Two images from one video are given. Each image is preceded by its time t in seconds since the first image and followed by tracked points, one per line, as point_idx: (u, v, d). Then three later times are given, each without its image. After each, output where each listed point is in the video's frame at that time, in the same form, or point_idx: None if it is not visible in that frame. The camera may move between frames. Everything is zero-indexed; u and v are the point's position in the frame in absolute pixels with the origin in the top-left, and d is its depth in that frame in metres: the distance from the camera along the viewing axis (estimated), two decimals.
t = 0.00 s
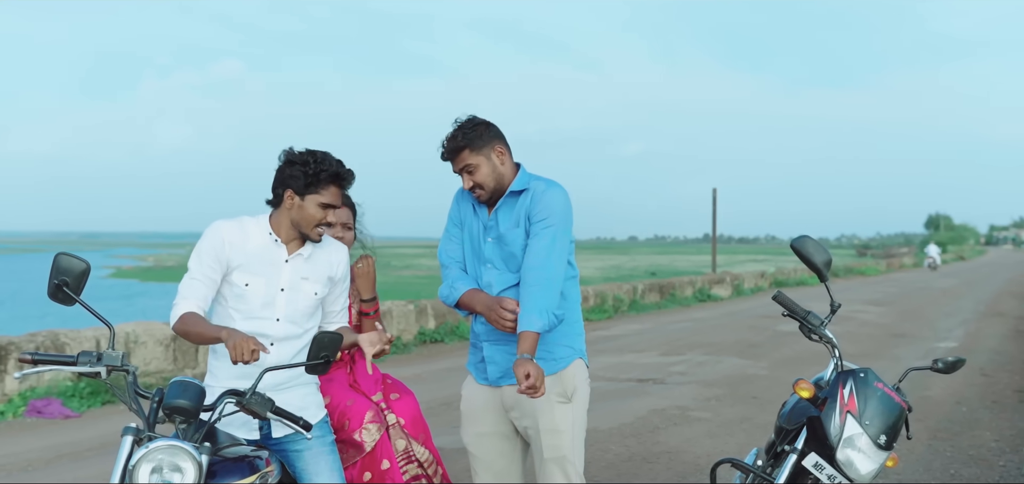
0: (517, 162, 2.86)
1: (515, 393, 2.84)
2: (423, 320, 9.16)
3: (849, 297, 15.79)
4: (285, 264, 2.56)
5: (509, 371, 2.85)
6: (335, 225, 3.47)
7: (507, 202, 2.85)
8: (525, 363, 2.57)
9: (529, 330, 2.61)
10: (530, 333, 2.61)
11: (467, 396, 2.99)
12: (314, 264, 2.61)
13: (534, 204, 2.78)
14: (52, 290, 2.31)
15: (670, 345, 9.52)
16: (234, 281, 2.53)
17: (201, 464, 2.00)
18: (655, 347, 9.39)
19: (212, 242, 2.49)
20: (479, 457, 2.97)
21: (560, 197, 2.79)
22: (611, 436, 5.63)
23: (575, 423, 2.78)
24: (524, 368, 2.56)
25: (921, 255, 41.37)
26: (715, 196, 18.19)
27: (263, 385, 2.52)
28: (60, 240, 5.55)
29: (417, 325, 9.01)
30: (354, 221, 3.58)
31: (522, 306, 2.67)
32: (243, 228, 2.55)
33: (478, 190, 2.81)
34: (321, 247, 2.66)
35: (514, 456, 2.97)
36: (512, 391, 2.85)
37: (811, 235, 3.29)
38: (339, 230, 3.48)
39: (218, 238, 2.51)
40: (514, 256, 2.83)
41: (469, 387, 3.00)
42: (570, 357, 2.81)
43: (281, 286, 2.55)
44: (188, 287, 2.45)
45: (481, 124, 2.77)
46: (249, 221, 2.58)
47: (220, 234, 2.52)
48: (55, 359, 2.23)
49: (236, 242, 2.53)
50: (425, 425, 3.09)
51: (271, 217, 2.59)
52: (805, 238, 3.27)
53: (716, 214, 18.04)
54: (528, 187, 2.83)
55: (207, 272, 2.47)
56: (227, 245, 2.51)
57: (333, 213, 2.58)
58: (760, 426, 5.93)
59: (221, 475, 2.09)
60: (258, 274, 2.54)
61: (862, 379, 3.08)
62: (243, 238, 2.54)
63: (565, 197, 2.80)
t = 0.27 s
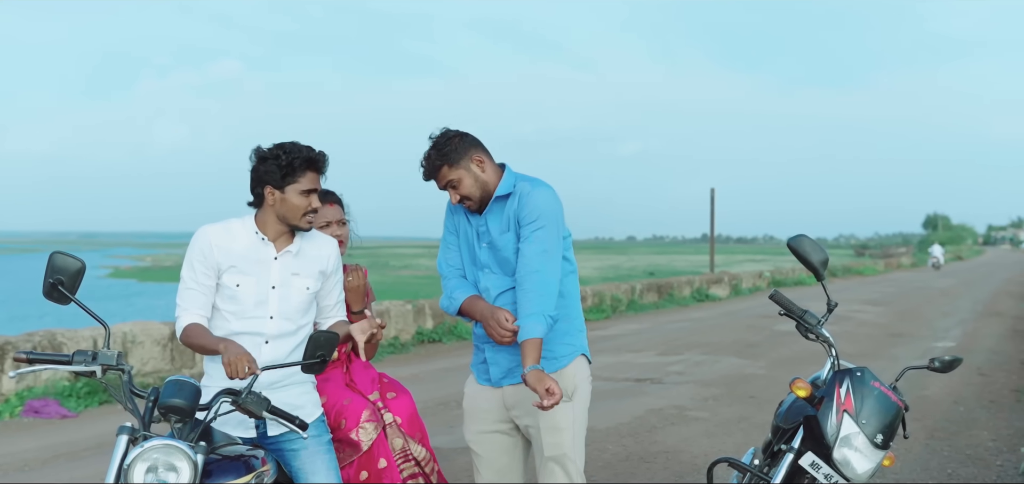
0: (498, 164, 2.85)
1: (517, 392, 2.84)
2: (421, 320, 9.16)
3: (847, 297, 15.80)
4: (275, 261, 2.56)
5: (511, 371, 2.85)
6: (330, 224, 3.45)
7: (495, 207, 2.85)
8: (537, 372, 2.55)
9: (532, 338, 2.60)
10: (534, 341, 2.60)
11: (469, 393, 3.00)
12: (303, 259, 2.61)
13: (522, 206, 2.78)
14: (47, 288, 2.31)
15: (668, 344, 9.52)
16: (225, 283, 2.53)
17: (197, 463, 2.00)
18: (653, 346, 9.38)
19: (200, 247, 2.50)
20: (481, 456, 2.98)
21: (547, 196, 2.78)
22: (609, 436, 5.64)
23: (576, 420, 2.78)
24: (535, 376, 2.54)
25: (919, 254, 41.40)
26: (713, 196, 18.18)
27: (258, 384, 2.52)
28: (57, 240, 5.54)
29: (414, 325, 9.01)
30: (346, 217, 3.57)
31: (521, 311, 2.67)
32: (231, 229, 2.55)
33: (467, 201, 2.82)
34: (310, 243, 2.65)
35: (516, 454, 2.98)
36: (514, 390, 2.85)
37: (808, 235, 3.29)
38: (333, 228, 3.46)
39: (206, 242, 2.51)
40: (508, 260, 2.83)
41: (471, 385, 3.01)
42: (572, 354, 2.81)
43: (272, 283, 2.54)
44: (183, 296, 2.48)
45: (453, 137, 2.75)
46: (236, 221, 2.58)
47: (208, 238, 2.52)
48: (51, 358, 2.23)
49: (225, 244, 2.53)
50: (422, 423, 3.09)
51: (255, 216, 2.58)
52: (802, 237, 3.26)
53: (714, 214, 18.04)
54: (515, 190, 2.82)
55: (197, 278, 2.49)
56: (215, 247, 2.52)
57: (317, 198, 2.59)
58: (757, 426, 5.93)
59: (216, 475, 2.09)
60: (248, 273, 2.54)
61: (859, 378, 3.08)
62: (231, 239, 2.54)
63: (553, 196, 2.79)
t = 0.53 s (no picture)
0: (490, 167, 2.85)
1: (518, 392, 2.83)
2: (419, 321, 9.16)
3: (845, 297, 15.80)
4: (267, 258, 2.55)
5: (511, 372, 2.84)
6: (324, 225, 3.45)
7: (489, 210, 2.84)
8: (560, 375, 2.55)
9: (548, 338, 2.62)
10: (550, 339, 2.62)
11: (469, 393, 3.00)
12: (295, 257, 2.60)
13: (516, 210, 2.76)
14: (41, 289, 2.31)
15: (666, 344, 9.52)
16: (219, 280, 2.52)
17: (191, 463, 1.99)
18: (651, 346, 9.38)
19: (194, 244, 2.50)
20: (481, 455, 2.98)
21: (541, 197, 2.77)
22: (607, 436, 5.63)
23: (576, 419, 2.78)
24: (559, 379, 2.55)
25: (918, 254, 41.40)
26: (712, 195, 18.17)
27: (252, 385, 2.52)
28: (55, 241, 5.54)
29: (412, 325, 9.01)
30: (341, 217, 3.57)
31: (532, 314, 2.67)
32: (224, 227, 2.56)
33: (460, 207, 2.83)
34: (303, 241, 2.64)
35: (515, 454, 2.98)
36: (515, 390, 2.84)
37: (804, 235, 3.29)
38: (328, 230, 3.46)
39: (200, 239, 2.52)
40: (504, 264, 2.83)
41: (471, 385, 3.01)
42: (571, 352, 2.80)
43: (264, 281, 2.54)
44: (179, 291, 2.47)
45: (441, 144, 2.76)
46: (229, 219, 2.58)
47: (202, 235, 2.52)
48: (45, 358, 2.23)
49: (218, 241, 2.53)
50: (419, 422, 3.10)
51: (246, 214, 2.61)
52: (799, 237, 3.26)
53: (713, 214, 18.05)
54: (507, 192, 2.81)
55: (193, 273, 2.48)
56: (209, 244, 2.52)
57: (288, 184, 2.54)
58: (755, 426, 5.93)
59: (211, 475, 2.09)
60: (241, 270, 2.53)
61: (856, 378, 3.08)
62: (224, 236, 2.54)
63: (547, 197, 2.79)
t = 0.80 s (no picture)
0: (493, 170, 2.87)
1: (513, 392, 2.82)
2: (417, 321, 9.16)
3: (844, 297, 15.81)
4: (261, 253, 2.55)
5: (505, 373, 2.83)
6: (320, 225, 3.44)
7: (490, 210, 2.83)
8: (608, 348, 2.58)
9: (580, 323, 2.64)
10: (585, 325, 2.64)
11: (464, 393, 3.00)
12: (290, 252, 2.59)
13: (522, 213, 2.76)
14: (36, 290, 2.30)
15: (664, 345, 9.52)
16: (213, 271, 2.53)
17: (187, 463, 1.99)
18: (649, 347, 9.38)
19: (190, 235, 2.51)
20: (476, 456, 2.98)
21: (545, 199, 2.78)
22: (605, 436, 5.63)
23: (571, 420, 2.77)
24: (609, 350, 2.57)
25: (916, 254, 41.41)
26: (711, 195, 18.18)
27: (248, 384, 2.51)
28: (53, 241, 5.53)
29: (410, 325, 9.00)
30: (341, 219, 3.57)
31: (556, 307, 2.70)
32: (220, 221, 2.57)
33: (460, 205, 2.85)
34: (298, 236, 2.64)
35: (511, 454, 2.98)
36: (509, 391, 2.83)
37: (802, 235, 3.29)
38: (323, 230, 3.45)
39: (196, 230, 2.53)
40: (504, 264, 2.82)
41: (466, 386, 3.01)
42: (564, 355, 2.81)
43: (258, 274, 2.54)
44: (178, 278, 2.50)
45: (448, 141, 2.78)
46: (226, 214, 2.59)
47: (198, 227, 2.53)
48: (41, 359, 2.22)
49: (213, 234, 2.53)
50: (414, 422, 3.10)
51: (245, 210, 2.61)
52: (796, 237, 3.26)
53: (712, 215, 18.05)
54: (509, 193, 2.81)
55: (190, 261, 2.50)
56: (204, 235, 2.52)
57: (301, 193, 2.60)
58: (753, 426, 5.93)
59: (207, 474, 2.09)
60: (235, 262, 2.53)
61: (853, 378, 3.08)
62: (219, 229, 2.54)
63: (551, 199, 2.79)
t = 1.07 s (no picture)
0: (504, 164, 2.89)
1: (507, 392, 2.82)
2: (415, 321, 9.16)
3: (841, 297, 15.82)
4: (262, 256, 2.55)
5: (499, 373, 2.83)
6: (317, 224, 3.44)
7: (498, 206, 2.85)
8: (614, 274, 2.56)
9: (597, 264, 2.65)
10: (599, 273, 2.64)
11: (459, 394, 2.99)
12: (291, 256, 2.59)
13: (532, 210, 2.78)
14: (32, 290, 2.30)
15: (662, 345, 9.52)
16: (213, 276, 2.52)
17: (184, 463, 1.98)
18: (648, 347, 9.38)
19: (189, 240, 2.50)
20: (472, 457, 2.97)
21: (556, 198, 2.79)
22: (603, 436, 5.63)
23: (567, 421, 2.77)
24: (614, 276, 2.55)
25: (913, 254, 41.44)
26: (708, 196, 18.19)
27: (245, 384, 2.51)
28: (51, 241, 5.53)
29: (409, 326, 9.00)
30: (340, 220, 3.56)
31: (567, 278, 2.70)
32: (220, 223, 2.55)
33: (468, 196, 2.83)
34: (299, 240, 2.64)
35: (506, 455, 2.97)
36: (504, 391, 2.83)
37: (800, 235, 3.29)
38: (321, 229, 3.45)
39: (196, 234, 2.51)
40: (506, 260, 2.82)
41: (461, 386, 3.00)
42: (562, 356, 2.79)
43: (259, 278, 2.54)
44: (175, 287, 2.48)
45: (465, 130, 2.77)
46: (226, 216, 2.58)
47: (198, 230, 2.52)
48: (37, 359, 2.22)
49: (214, 237, 2.53)
50: (411, 423, 3.10)
51: (246, 211, 2.58)
52: (794, 237, 3.26)
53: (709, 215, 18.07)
54: (519, 191, 2.83)
55: (189, 268, 2.49)
56: (204, 240, 2.51)
57: (307, 193, 2.58)
58: (751, 426, 5.93)
59: (204, 475, 2.08)
60: (236, 267, 2.53)
61: (851, 378, 3.09)
62: (219, 232, 2.53)
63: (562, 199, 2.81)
